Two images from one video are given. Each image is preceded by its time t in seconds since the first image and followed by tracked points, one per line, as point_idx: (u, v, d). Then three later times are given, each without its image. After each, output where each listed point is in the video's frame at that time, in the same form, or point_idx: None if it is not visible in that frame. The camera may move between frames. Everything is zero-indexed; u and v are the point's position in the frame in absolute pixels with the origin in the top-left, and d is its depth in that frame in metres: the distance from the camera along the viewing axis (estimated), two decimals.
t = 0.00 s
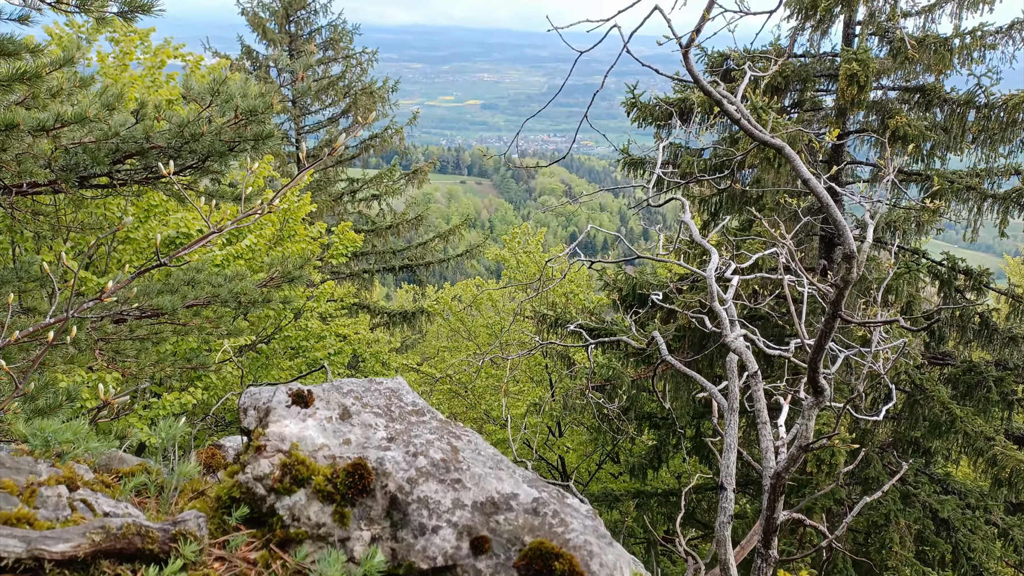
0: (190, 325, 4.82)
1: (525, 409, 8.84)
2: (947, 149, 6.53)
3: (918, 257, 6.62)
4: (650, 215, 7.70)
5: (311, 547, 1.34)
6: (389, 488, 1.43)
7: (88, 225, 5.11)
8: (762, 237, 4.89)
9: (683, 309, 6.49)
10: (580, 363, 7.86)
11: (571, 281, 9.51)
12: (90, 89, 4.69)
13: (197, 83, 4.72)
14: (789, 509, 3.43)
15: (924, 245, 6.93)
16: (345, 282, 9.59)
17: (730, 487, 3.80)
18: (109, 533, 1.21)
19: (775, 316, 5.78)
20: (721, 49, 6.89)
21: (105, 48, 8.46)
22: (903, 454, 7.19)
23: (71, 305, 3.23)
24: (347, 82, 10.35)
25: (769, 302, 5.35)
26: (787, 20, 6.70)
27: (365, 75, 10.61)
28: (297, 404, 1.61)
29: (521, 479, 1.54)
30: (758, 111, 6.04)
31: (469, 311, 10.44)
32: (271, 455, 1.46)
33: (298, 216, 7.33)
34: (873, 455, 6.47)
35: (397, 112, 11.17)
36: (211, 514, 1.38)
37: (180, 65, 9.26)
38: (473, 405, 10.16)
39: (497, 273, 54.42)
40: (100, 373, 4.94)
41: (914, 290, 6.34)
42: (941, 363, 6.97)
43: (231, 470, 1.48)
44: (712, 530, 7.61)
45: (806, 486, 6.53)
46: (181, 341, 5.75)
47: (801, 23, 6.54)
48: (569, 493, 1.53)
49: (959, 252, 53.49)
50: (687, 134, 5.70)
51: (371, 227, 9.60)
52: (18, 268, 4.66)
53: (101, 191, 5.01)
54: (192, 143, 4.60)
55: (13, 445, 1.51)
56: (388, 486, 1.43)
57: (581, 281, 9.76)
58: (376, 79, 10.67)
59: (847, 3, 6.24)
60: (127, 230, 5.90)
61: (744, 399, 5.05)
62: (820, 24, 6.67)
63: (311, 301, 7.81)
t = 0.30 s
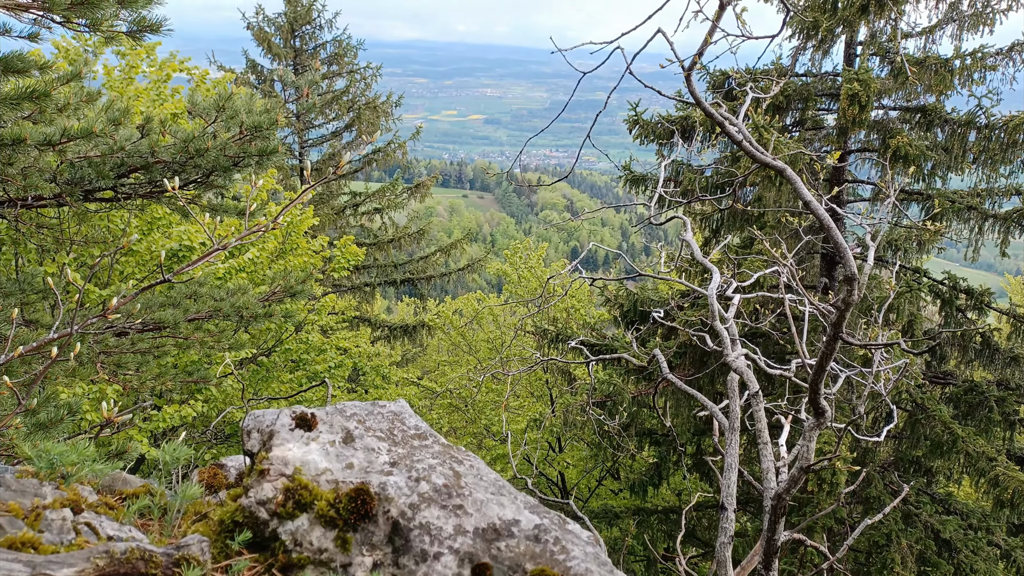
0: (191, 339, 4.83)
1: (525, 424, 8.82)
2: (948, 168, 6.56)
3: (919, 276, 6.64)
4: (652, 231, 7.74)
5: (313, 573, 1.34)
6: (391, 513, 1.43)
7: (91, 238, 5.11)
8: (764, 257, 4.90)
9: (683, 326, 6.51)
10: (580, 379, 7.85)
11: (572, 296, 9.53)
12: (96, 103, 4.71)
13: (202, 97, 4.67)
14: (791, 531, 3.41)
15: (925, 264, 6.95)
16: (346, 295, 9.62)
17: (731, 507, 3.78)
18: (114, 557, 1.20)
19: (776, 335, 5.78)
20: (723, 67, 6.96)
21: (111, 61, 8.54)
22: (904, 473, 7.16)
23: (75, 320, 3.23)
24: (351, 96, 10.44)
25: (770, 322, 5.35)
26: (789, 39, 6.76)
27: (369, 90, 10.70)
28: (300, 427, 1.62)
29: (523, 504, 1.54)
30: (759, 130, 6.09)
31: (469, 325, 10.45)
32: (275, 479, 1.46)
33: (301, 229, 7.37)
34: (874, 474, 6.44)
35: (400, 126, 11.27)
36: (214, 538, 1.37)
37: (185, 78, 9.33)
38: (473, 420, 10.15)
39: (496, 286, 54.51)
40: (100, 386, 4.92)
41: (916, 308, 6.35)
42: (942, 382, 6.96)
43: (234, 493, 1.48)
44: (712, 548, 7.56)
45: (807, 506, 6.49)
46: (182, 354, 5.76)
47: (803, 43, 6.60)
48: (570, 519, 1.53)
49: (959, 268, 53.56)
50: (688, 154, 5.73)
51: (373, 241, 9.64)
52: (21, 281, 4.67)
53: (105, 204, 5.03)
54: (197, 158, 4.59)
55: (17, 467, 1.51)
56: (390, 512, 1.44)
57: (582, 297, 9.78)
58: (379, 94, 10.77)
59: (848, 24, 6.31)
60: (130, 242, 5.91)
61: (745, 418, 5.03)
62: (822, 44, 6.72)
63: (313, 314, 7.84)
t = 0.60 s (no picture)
0: (191, 351, 4.84)
1: (524, 438, 8.80)
2: (948, 187, 6.59)
3: (919, 293, 6.66)
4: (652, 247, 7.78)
5: None
6: (387, 534, 1.44)
7: (92, 249, 5.12)
8: (763, 274, 4.92)
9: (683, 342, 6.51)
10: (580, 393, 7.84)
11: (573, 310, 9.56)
12: (101, 115, 4.74)
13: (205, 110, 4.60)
14: (789, 550, 3.40)
15: (925, 281, 6.96)
16: (346, 307, 9.65)
17: (730, 525, 3.76)
18: None
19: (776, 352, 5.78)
20: (724, 85, 7.04)
21: (117, 73, 8.61)
22: (905, 491, 7.13)
23: (76, 332, 3.24)
24: (354, 110, 10.57)
25: (770, 338, 5.35)
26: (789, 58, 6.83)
27: (372, 103, 10.81)
28: (298, 446, 1.63)
29: (519, 526, 1.55)
30: (760, 147, 6.14)
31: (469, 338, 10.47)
32: (272, 498, 1.47)
33: (303, 241, 7.41)
34: (875, 493, 6.42)
35: (403, 139, 11.37)
36: (210, 557, 1.36)
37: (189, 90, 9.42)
38: (472, 434, 10.13)
39: (496, 299, 54.62)
40: (99, 396, 4.92)
41: (916, 326, 6.36)
42: (943, 400, 6.96)
43: (231, 512, 1.48)
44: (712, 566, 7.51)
45: (807, 523, 6.45)
46: (182, 366, 5.76)
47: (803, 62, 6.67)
48: (565, 540, 1.54)
49: (958, 284, 53.68)
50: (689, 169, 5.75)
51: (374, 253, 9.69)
52: (23, 291, 4.67)
53: (107, 216, 5.05)
54: (199, 171, 4.53)
55: (15, 485, 1.51)
56: (386, 532, 1.44)
57: (583, 311, 9.80)
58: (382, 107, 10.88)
59: (849, 43, 6.38)
60: (132, 253, 5.95)
61: (744, 434, 5.02)
62: (822, 62, 6.77)
63: (313, 326, 7.86)
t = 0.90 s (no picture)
0: (190, 362, 4.85)
1: (522, 451, 8.79)
2: (947, 204, 6.52)
3: (918, 309, 6.68)
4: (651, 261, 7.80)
5: None
6: (381, 551, 1.45)
7: (93, 260, 5.14)
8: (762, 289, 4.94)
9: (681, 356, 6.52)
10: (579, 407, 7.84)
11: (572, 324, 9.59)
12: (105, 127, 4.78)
13: (208, 123, 4.66)
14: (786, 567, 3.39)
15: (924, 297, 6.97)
16: (346, 318, 9.69)
17: (727, 542, 3.75)
18: None
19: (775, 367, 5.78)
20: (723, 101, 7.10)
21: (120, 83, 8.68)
22: (904, 508, 7.12)
23: (77, 344, 3.25)
24: (356, 122, 10.70)
25: (768, 353, 5.35)
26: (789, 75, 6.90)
27: (374, 116, 10.92)
28: (294, 462, 1.65)
29: (513, 544, 1.55)
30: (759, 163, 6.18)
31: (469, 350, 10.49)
32: (267, 514, 1.49)
33: (303, 253, 7.45)
34: (875, 509, 6.39)
35: (404, 152, 11.46)
36: (206, 573, 1.38)
37: (193, 101, 9.50)
38: (470, 446, 10.12)
39: (495, 310, 54.65)
40: (98, 407, 4.92)
41: (915, 342, 6.37)
42: (942, 417, 6.96)
43: (227, 528, 1.49)
44: None
45: (806, 539, 6.42)
46: (181, 377, 5.77)
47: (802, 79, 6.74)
48: (559, 558, 1.52)
49: (956, 299, 53.84)
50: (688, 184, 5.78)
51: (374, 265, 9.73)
52: (23, 301, 4.69)
53: (109, 227, 5.08)
54: (201, 184, 4.55)
55: (15, 499, 1.53)
56: (380, 549, 1.45)
57: (582, 324, 9.83)
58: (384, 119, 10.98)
59: (848, 60, 6.44)
60: (133, 263, 5.98)
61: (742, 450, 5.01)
62: (822, 79, 6.83)
63: (312, 337, 7.88)
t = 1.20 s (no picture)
0: (188, 373, 4.85)
1: (520, 463, 8.78)
2: (945, 220, 6.63)
3: (916, 323, 6.69)
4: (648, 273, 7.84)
5: None
6: (375, 563, 1.47)
7: (94, 271, 5.17)
8: (758, 303, 4.96)
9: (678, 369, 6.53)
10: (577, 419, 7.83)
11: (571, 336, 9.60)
12: (107, 138, 4.82)
13: (210, 135, 4.69)
14: None
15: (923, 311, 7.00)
16: (345, 329, 9.72)
17: (723, 556, 3.74)
18: None
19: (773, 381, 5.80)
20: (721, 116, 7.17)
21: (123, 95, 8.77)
22: (903, 522, 7.10)
23: (76, 355, 3.26)
24: (357, 134, 10.79)
25: (764, 367, 5.36)
26: (788, 90, 6.97)
27: (375, 128, 11.02)
28: (290, 474, 1.67)
29: (506, 558, 1.58)
30: (756, 178, 6.23)
31: (467, 362, 10.51)
32: (264, 527, 1.51)
33: (303, 264, 7.47)
34: (873, 523, 6.37)
35: (405, 164, 11.56)
36: None
37: (194, 113, 9.59)
38: (468, 458, 10.10)
39: (494, 322, 54.72)
40: (96, 418, 4.92)
41: (913, 356, 6.39)
42: (940, 431, 6.96)
43: (223, 540, 1.51)
44: None
45: (804, 554, 6.40)
46: (179, 388, 5.77)
47: (801, 94, 6.80)
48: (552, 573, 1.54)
49: (955, 313, 53.89)
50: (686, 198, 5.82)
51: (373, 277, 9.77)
52: (23, 311, 4.70)
53: (110, 238, 5.11)
54: (202, 196, 4.58)
55: (15, 510, 1.54)
56: (374, 561, 1.47)
57: (581, 337, 9.85)
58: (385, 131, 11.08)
59: (846, 75, 6.50)
60: (132, 274, 6.00)
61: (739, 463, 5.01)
62: (820, 94, 6.90)
63: (310, 348, 7.89)
